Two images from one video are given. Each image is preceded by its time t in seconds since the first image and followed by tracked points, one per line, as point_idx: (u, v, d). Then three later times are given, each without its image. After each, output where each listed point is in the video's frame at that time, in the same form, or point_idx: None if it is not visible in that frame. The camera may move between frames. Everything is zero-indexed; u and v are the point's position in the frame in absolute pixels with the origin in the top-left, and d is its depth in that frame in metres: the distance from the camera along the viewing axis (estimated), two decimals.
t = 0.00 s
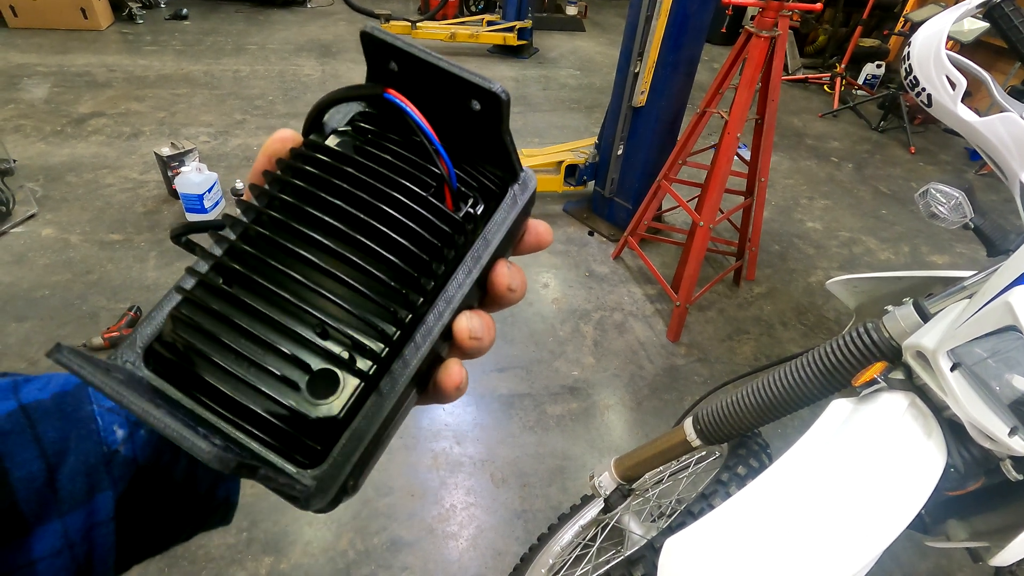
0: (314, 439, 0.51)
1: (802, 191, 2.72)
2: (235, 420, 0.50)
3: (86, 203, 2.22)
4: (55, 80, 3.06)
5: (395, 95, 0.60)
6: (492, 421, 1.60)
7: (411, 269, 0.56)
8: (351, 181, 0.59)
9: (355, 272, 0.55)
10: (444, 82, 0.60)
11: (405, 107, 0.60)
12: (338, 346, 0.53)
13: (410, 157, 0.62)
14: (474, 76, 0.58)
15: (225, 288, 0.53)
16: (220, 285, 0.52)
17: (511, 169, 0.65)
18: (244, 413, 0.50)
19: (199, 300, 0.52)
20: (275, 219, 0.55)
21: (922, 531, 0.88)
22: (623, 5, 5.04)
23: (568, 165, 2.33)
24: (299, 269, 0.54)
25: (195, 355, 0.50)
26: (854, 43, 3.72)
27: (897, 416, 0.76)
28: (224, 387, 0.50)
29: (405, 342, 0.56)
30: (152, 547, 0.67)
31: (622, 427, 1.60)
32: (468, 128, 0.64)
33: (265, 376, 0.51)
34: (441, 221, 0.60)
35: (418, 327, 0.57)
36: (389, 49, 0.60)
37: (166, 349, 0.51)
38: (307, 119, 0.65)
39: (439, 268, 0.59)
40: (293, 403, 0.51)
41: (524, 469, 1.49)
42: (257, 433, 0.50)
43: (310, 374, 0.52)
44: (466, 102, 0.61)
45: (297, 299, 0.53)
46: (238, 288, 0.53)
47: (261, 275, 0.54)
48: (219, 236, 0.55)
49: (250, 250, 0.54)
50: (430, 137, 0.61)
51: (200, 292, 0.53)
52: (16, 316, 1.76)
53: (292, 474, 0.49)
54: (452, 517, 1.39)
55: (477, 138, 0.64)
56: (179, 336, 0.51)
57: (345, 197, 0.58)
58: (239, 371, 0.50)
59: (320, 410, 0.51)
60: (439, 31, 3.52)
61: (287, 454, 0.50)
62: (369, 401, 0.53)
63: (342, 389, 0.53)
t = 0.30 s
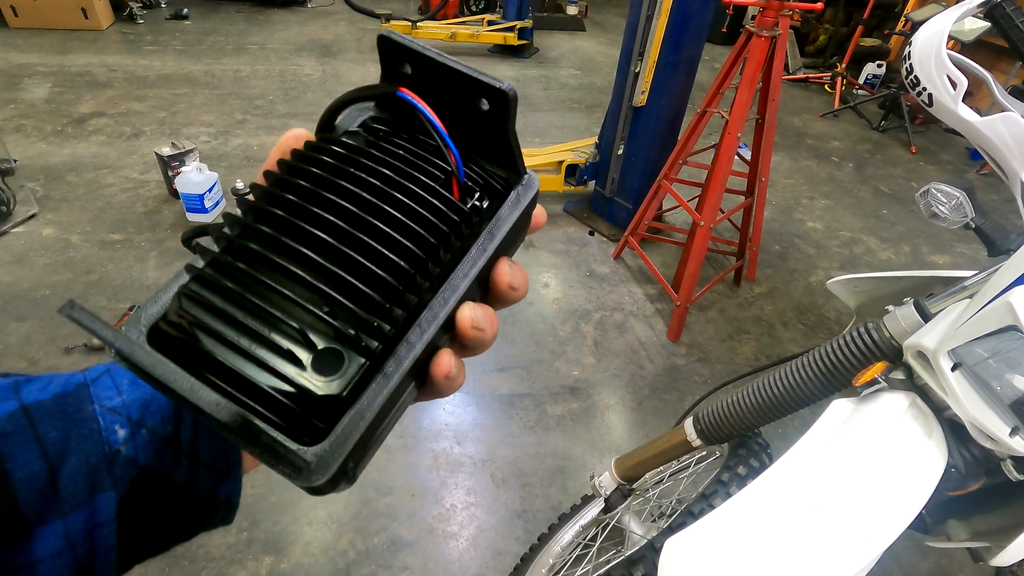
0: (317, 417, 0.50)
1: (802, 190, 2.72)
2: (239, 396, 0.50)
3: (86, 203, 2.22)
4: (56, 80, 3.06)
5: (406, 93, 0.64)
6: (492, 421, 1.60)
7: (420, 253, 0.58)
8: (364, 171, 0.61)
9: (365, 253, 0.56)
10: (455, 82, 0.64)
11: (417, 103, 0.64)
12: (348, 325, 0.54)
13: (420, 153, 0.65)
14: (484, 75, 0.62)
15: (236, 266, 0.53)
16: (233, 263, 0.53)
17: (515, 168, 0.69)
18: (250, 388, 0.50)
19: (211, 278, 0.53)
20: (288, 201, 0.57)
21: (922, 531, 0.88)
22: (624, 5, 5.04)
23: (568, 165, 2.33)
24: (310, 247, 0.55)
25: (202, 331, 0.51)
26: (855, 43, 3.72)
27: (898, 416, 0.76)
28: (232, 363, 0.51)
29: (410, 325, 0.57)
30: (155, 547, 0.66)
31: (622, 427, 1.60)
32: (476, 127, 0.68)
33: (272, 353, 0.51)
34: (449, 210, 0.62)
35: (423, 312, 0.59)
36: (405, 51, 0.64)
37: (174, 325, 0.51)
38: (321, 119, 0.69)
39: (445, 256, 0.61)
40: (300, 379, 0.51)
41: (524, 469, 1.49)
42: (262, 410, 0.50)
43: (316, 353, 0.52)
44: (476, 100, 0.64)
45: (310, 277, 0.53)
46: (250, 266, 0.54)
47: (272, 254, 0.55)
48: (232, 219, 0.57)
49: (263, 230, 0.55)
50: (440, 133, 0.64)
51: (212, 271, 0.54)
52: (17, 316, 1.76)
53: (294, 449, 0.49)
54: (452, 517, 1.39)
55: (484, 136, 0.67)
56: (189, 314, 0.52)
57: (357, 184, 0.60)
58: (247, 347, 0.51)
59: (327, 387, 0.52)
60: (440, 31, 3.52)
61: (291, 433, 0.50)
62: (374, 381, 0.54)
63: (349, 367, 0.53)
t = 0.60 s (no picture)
0: (334, 400, 0.51)
1: (803, 190, 2.72)
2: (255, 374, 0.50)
3: (87, 202, 2.23)
4: (57, 79, 3.06)
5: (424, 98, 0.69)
6: (493, 420, 1.60)
7: (436, 244, 0.61)
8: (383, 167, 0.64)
9: (383, 242, 0.58)
10: (471, 89, 0.69)
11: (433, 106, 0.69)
12: (367, 310, 0.55)
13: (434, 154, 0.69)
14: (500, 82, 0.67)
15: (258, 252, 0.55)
16: (255, 247, 0.55)
17: (523, 174, 0.74)
18: (269, 368, 0.50)
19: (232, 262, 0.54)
20: (310, 191, 0.59)
21: (924, 531, 0.88)
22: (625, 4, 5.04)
23: (569, 165, 2.33)
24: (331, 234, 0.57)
25: (220, 313, 0.51)
26: (856, 43, 3.71)
27: (900, 416, 0.76)
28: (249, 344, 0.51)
29: (424, 315, 0.60)
30: (157, 549, 0.66)
31: (623, 426, 1.60)
32: (488, 132, 0.73)
33: (289, 334, 0.52)
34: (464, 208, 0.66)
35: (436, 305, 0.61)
36: (422, 58, 0.69)
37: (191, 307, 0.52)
38: (337, 122, 0.73)
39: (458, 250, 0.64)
40: (319, 363, 0.52)
41: (525, 468, 1.49)
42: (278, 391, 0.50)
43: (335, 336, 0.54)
44: (490, 106, 0.69)
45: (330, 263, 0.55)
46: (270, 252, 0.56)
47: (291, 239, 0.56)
48: (251, 209, 0.59)
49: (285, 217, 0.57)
50: (455, 134, 0.68)
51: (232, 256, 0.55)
52: (19, 315, 1.76)
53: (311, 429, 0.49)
54: (452, 516, 1.39)
55: (496, 141, 0.72)
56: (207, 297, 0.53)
57: (375, 179, 0.63)
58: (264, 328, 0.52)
59: (345, 370, 0.52)
60: (441, 31, 3.52)
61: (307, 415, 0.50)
62: (389, 366, 0.55)
63: (368, 352, 0.54)
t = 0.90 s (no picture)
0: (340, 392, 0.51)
1: (805, 189, 2.71)
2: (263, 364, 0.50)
3: (88, 202, 2.23)
4: (58, 79, 3.06)
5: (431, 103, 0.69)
6: (494, 419, 1.60)
7: (444, 239, 0.61)
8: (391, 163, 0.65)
9: (392, 236, 0.59)
10: (478, 92, 0.70)
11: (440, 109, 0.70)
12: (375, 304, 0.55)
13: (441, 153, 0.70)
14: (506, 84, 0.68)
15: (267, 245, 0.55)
16: (265, 240, 0.55)
17: (528, 177, 0.74)
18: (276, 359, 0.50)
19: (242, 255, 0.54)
20: (320, 186, 0.60)
21: (926, 530, 0.88)
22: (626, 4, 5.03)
23: (571, 164, 2.33)
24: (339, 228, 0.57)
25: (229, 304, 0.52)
26: (858, 42, 3.70)
27: (903, 415, 0.76)
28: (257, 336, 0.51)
29: (430, 312, 0.60)
30: (161, 550, 0.65)
31: (624, 426, 1.60)
32: (494, 135, 0.73)
33: (297, 326, 0.52)
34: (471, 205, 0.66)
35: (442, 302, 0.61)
36: (430, 63, 0.70)
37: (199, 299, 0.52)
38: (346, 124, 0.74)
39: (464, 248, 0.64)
40: (325, 355, 0.52)
41: (526, 467, 1.49)
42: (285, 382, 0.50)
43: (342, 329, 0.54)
44: (496, 109, 0.70)
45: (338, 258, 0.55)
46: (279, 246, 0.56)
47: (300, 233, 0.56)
48: (262, 204, 0.59)
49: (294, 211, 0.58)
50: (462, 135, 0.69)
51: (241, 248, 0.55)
52: (20, 315, 1.76)
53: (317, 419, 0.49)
54: (453, 515, 1.39)
55: (502, 143, 0.73)
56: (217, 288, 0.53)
57: (385, 177, 0.64)
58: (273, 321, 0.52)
59: (352, 362, 0.53)
60: (441, 30, 3.52)
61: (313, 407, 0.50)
62: (394, 360, 0.55)
63: (374, 346, 0.54)
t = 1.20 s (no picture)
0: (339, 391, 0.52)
1: (806, 189, 2.71)
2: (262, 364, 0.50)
3: (90, 203, 2.23)
4: (60, 81, 3.07)
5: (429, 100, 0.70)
6: (495, 419, 1.60)
7: (442, 237, 0.61)
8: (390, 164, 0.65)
9: (390, 235, 0.59)
10: (476, 92, 0.70)
11: (439, 109, 0.70)
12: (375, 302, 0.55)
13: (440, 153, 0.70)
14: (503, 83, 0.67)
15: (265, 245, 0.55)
16: (264, 240, 0.55)
17: (527, 176, 0.74)
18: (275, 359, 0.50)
19: (240, 255, 0.55)
20: (319, 186, 0.60)
21: (927, 530, 0.88)
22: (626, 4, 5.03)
23: (571, 164, 2.33)
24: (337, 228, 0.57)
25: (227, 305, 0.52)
26: (858, 41, 3.70)
27: (903, 414, 0.76)
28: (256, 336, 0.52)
29: (429, 311, 0.60)
30: (162, 549, 0.65)
31: (625, 425, 1.60)
32: (492, 135, 0.73)
33: (295, 326, 0.52)
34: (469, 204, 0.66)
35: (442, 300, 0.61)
36: (428, 63, 0.70)
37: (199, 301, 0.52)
38: (346, 126, 0.74)
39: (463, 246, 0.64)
40: (324, 354, 0.52)
41: (527, 467, 1.49)
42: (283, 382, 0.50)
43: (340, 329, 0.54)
44: (494, 109, 0.70)
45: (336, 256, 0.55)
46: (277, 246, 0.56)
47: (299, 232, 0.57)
48: (261, 203, 0.59)
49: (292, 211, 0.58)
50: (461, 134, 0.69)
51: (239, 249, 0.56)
52: (22, 316, 1.77)
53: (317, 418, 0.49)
54: (455, 515, 1.39)
55: (501, 142, 0.73)
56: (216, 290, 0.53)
57: (383, 177, 0.64)
58: (272, 321, 0.52)
59: (350, 360, 0.53)
60: (442, 30, 3.52)
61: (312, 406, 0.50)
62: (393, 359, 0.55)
63: (372, 343, 0.54)
